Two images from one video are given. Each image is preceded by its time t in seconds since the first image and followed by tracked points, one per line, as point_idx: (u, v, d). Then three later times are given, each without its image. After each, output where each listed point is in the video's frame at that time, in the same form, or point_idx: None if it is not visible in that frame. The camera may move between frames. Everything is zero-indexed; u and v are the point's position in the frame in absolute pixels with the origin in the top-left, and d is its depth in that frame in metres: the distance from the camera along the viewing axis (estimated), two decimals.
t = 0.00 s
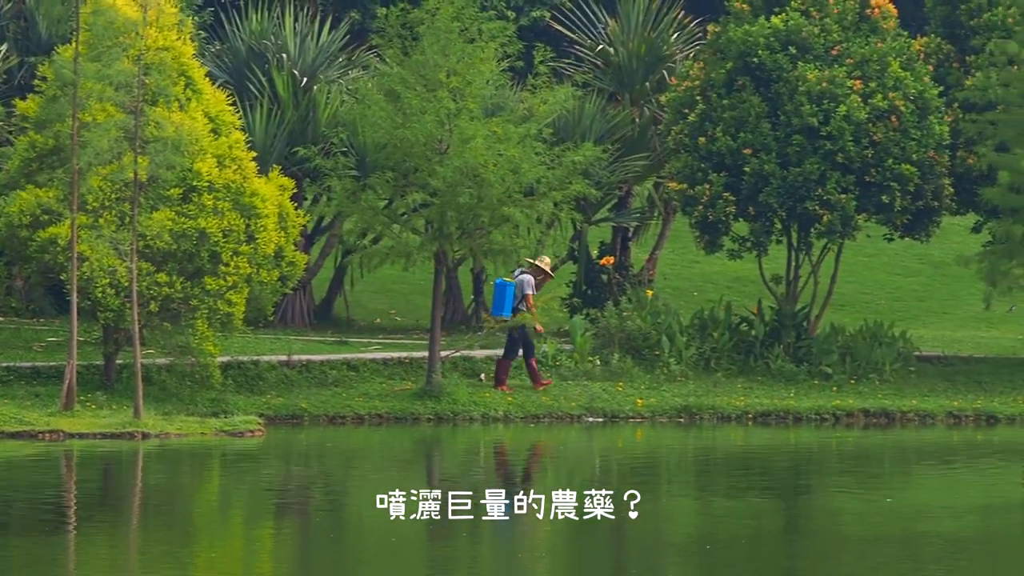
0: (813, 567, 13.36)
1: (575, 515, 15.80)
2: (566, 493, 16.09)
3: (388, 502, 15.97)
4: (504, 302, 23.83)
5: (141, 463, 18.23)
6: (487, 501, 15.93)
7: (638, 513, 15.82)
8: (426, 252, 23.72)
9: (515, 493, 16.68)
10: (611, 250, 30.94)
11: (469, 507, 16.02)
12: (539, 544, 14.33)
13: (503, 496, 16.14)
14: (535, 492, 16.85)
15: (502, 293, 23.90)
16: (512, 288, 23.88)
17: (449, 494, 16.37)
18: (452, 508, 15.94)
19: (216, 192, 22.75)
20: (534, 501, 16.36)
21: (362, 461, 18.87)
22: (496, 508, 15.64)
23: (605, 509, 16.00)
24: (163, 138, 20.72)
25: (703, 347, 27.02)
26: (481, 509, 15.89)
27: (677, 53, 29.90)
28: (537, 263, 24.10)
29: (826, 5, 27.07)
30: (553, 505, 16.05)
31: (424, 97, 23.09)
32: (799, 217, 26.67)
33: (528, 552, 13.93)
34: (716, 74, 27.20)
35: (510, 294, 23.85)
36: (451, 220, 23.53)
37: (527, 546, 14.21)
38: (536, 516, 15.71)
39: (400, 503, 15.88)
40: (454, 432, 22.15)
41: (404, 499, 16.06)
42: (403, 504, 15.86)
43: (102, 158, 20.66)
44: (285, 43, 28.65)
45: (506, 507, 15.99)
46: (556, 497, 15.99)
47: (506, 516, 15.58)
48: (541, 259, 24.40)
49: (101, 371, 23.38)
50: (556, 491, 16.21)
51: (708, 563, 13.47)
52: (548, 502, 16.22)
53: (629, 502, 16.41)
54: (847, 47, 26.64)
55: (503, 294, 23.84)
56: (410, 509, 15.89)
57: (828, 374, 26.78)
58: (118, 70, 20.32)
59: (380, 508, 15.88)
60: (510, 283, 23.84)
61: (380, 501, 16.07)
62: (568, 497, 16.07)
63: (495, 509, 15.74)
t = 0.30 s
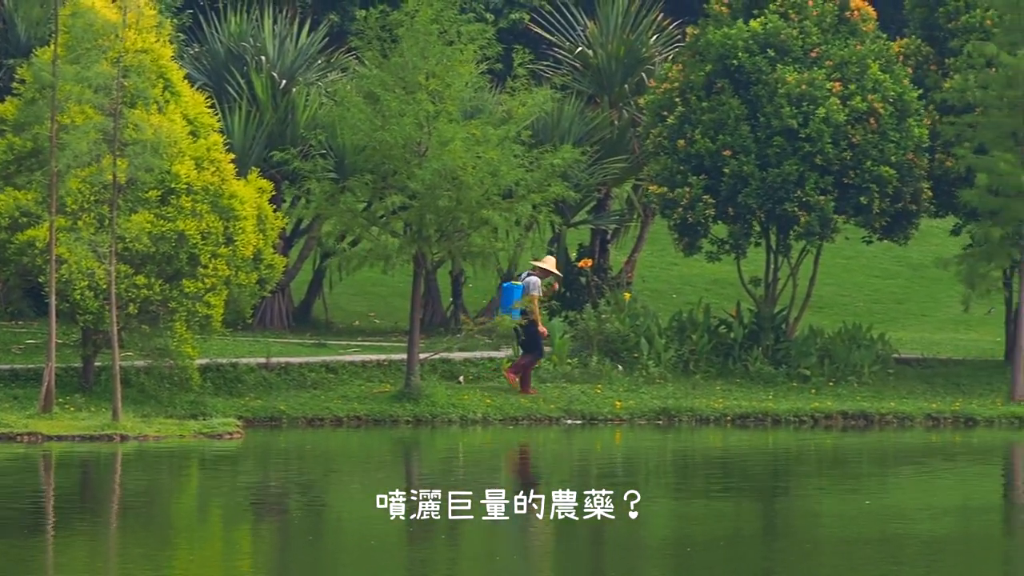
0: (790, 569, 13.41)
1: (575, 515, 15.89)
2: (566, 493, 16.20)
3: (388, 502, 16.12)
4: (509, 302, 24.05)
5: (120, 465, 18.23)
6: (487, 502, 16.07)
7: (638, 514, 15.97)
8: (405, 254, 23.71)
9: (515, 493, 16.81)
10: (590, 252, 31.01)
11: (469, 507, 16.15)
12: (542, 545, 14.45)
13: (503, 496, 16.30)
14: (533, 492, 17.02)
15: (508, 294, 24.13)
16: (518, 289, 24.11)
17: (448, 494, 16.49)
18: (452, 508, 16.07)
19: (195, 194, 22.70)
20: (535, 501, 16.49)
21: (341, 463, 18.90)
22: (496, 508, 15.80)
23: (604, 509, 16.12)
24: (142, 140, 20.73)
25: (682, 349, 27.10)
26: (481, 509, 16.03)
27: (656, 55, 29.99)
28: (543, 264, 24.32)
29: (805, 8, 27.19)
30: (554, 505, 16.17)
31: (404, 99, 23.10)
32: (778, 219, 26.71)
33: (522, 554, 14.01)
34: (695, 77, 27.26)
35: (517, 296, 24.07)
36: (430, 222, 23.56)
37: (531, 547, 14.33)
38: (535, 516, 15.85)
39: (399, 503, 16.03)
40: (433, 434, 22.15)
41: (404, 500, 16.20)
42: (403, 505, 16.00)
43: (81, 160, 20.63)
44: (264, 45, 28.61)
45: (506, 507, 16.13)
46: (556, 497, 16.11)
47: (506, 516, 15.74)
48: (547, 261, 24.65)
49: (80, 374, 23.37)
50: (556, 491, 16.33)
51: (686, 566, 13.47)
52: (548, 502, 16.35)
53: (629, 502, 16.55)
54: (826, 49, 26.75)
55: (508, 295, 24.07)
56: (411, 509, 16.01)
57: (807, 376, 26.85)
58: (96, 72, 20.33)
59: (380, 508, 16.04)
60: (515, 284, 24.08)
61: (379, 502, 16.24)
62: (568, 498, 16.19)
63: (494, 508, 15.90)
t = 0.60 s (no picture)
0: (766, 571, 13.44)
1: (575, 515, 16.06)
2: (566, 494, 16.38)
3: (388, 502, 16.29)
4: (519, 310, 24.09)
5: (97, 467, 18.21)
6: (487, 502, 16.31)
7: (638, 514, 16.16)
8: (383, 256, 23.73)
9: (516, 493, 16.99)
10: (568, 254, 31.07)
11: (469, 507, 16.38)
12: (548, 544, 14.63)
13: (503, 496, 16.50)
14: (534, 492, 17.18)
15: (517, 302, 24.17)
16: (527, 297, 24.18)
17: (448, 494, 16.72)
18: (453, 508, 16.28)
19: (172, 196, 22.71)
20: (535, 501, 16.67)
21: (320, 465, 18.91)
22: (496, 508, 16.01)
23: (604, 509, 16.29)
24: (120, 142, 20.68)
25: (660, 351, 27.17)
26: (481, 509, 16.25)
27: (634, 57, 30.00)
28: (551, 271, 24.44)
29: (782, 10, 27.20)
30: (554, 505, 16.33)
31: (381, 101, 23.09)
32: (755, 221, 26.78)
33: (533, 552, 14.19)
34: (673, 79, 27.31)
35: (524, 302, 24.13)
36: (407, 225, 23.57)
37: (541, 547, 14.50)
38: (536, 516, 15.98)
39: (400, 503, 16.20)
40: (410, 436, 22.16)
41: (404, 500, 16.39)
42: (403, 505, 16.18)
43: (58, 163, 20.59)
44: (242, 48, 28.66)
45: (506, 507, 16.34)
46: (556, 497, 16.29)
47: (505, 516, 15.92)
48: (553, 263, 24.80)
49: (57, 376, 23.34)
50: (556, 491, 16.50)
51: (664, 569, 13.49)
52: (549, 502, 16.51)
53: (630, 502, 16.73)
54: (803, 51, 26.89)
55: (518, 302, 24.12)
56: (411, 509, 16.21)
57: (785, 378, 26.91)
58: (73, 75, 20.33)
59: (380, 508, 16.20)
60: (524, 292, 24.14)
61: (380, 502, 16.40)
62: (568, 498, 16.36)
63: (494, 510, 16.06)
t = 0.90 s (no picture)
0: (746, 571, 13.49)
1: (576, 515, 16.14)
2: (565, 494, 16.52)
3: (388, 501, 16.44)
4: (528, 310, 23.77)
5: (76, 468, 18.20)
6: (486, 502, 16.47)
7: (638, 514, 16.28)
8: (361, 257, 23.77)
9: (516, 493, 17.16)
10: (547, 255, 31.16)
11: (469, 507, 16.49)
12: (556, 543, 14.77)
13: (503, 497, 16.68)
14: (534, 492, 17.33)
15: (525, 301, 23.83)
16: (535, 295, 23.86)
17: (448, 494, 16.89)
18: (453, 508, 16.37)
19: (151, 197, 22.69)
20: (535, 501, 16.83)
21: (299, 466, 18.92)
22: (496, 508, 16.14)
23: (604, 509, 16.37)
24: (99, 143, 20.66)
25: (639, 351, 27.23)
26: (481, 509, 16.37)
27: (612, 58, 30.09)
28: (559, 269, 24.15)
29: (761, 10, 27.33)
30: (554, 505, 16.47)
31: (360, 102, 23.11)
32: (734, 221, 26.87)
33: (548, 552, 14.30)
34: (652, 79, 27.38)
35: (533, 302, 23.83)
36: (387, 225, 23.59)
37: (549, 547, 14.61)
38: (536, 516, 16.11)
39: (400, 503, 16.34)
40: (390, 437, 22.18)
41: (404, 500, 16.53)
42: (403, 505, 16.31)
43: (37, 163, 20.52)
44: (221, 49, 28.66)
45: (506, 506, 16.53)
46: (556, 498, 16.43)
47: (505, 516, 16.06)
48: (562, 264, 24.64)
49: (36, 378, 23.32)
50: (556, 492, 16.65)
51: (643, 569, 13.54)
52: (549, 502, 16.66)
53: (630, 502, 16.86)
54: (782, 52, 26.98)
55: (527, 302, 23.80)
56: (411, 509, 16.34)
57: (764, 378, 26.98)
58: (52, 76, 20.34)
59: (380, 507, 16.33)
60: (533, 291, 23.83)
61: (379, 502, 16.52)
62: (568, 498, 16.49)
63: (494, 510, 16.20)
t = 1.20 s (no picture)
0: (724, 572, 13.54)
1: (576, 515, 16.25)
2: (565, 494, 16.65)
3: (388, 502, 16.54)
4: (536, 315, 23.73)
5: (54, 469, 18.18)
6: (487, 502, 16.57)
7: (637, 514, 16.38)
8: (340, 258, 23.77)
9: (516, 494, 17.27)
10: (526, 256, 31.21)
11: (469, 507, 16.58)
12: (564, 541, 14.92)
13: (503, 497, 16.77)
14: (534, 492, 17.44)
15: (533, 307, 23.80)
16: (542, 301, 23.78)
17: (448, 495, 16.96)
18: (452, 508, 16.46)
19: (129, 198, 22.65)
20: (535, 501, 16.94)
21: (278, 467, 18.93)
22: (496, 508, 16.25)
23: (604, 509, 16.49)
24: (77, 144, 20.60)
25: (618, 352, 27.29)
26: (481, 509, 16.47)
27: (591, 58, 30.07)
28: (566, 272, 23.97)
29: (739, 10, 27.40)
30: (554, 505, 16.57)
31: (338, 103, 23.07)
32: (713, 222, 26.93)
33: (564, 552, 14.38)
34: (630, 80, 27.44)
35: (540, 307, 23.79)
36: (365, 227, 23.62)
37: (557, 547, 14.68)
38: (535, 516, 16.20)
39: (401, 503, 16.43)
40: (369, 439, 22.19)
41: (404, 500, 16.63)
42: (404, 505, 16.41)
43: (15, 164, 20.41)
44: (199, 50, 28.60)
45: (506, 507, 16.60)
46: (556, 497, 16.54)
47: (505, 515, 16.15)
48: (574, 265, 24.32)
49: (15, 380, 23.28)
50: (556, 492, 16.77)
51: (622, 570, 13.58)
52: (549, 503, 16.77)
53: (630, 502, 17.02)
54: (760, 52, 27.04)
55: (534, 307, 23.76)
56: (411, 509, 16.40)
57: (743, 379, 27.06)
58: (30, 77, 20.23)
59: (381, 507, 16.43)
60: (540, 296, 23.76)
61: (380, 502, 16.63)
62: (568, 498, 16.62)
63: (494, 510, 16.28)
